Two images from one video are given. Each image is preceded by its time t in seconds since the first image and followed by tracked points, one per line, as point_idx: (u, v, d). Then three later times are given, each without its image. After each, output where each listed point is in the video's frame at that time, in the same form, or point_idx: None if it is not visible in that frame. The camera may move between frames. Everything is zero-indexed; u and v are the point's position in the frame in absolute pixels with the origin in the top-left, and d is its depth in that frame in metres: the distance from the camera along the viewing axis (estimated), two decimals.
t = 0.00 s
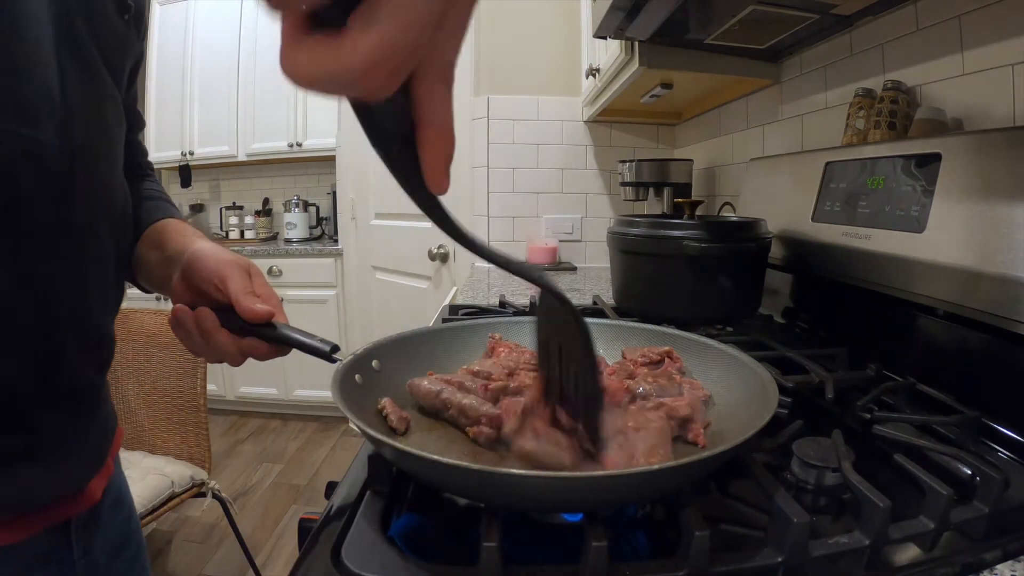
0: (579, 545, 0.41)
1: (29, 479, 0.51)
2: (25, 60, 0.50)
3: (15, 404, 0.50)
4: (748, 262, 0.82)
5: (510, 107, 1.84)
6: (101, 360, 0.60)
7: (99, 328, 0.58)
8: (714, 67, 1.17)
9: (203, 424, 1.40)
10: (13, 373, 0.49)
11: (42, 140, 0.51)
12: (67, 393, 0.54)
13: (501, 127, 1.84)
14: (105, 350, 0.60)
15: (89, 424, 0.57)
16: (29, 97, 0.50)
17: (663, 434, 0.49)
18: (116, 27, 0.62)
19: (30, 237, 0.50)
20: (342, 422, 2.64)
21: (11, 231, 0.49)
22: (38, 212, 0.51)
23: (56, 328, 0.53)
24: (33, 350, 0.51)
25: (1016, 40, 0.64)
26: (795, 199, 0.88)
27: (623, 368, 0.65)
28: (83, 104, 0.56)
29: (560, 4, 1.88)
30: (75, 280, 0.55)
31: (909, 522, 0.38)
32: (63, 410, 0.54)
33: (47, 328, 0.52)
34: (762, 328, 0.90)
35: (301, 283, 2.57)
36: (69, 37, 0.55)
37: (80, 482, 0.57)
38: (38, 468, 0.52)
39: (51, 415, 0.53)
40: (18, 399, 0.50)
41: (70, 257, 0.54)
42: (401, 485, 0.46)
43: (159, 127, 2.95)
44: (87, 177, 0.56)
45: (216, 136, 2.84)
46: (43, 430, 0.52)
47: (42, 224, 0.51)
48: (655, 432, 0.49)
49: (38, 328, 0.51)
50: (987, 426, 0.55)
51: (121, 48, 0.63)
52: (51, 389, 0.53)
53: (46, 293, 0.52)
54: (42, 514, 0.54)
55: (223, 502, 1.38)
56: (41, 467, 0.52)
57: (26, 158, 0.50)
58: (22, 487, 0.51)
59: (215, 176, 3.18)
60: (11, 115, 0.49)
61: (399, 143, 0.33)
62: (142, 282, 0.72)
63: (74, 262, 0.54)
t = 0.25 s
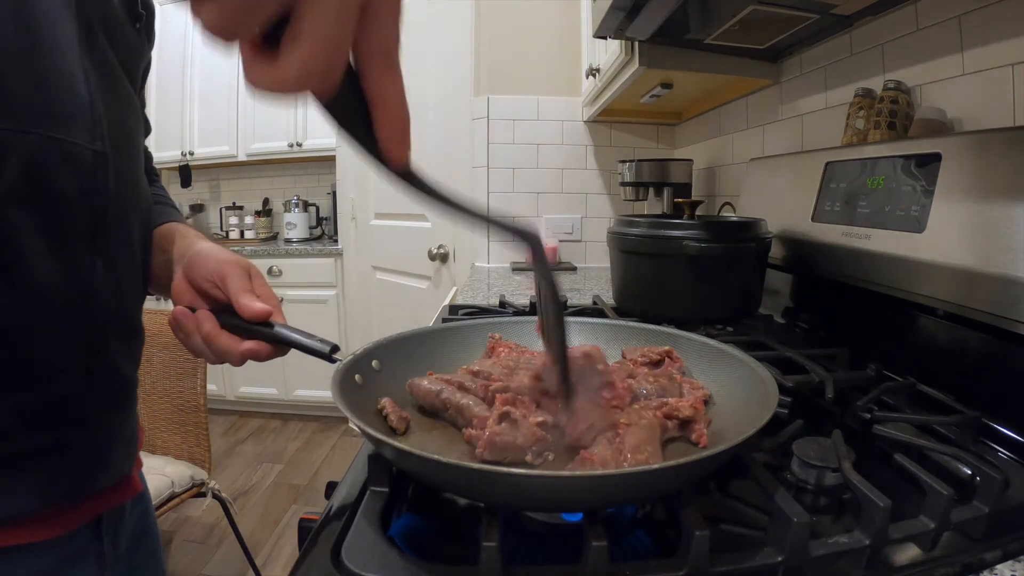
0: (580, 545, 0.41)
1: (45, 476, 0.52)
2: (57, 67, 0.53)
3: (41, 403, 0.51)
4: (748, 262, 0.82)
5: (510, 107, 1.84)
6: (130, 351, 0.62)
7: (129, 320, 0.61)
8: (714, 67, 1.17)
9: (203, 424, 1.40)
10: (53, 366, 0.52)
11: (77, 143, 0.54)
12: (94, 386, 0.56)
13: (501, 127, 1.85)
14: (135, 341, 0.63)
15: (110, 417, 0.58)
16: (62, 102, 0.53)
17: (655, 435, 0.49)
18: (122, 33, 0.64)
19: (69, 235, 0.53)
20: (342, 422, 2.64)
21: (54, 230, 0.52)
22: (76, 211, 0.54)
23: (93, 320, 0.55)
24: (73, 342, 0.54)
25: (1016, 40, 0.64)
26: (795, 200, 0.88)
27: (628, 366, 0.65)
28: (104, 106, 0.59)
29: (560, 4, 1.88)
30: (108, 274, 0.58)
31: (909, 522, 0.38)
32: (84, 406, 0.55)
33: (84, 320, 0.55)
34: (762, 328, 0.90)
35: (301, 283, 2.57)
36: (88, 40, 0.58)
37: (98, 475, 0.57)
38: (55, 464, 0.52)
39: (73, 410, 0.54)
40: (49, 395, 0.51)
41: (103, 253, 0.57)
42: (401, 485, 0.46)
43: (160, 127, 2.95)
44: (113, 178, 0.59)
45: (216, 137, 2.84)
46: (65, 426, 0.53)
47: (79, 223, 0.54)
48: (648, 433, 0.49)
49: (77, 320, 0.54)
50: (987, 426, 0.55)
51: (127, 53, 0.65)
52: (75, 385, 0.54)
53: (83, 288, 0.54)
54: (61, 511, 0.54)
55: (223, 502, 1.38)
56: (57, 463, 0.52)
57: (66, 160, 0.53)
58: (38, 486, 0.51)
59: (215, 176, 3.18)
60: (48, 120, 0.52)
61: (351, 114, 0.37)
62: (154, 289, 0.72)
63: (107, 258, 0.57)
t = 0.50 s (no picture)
0: (579, 546, 0.41)
1: (40, 482, 0.51)
2: (67, 64, 0.53)
3: (46, 402, 0.51)
4: (748, 262, 0.82)
5: (510, 107, 1.84)
6: (137, 349, 0.62)
7: (136, 316, 0.61)
8: (714, 66, 1.17)
9: (203, 424, 1.40)
10: (60, 361, 0.52)
11: (86, 139, 0.54)
12: (100, 389, 0.56)
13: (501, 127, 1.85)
14: (142, 337, 0.63)
15: (112, 430, 0.57)
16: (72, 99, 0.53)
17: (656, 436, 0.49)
18: (130, 35, 0.64)
19: (79, 230, 0.53)
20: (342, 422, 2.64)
21: (64, 225, 0.52)
22: (86, 206, 0.54)
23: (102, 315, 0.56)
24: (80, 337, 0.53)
25: (1016, 40, 0.64)
26: (795, 200, 0.88)
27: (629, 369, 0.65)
28: (111, 105, 0.59)
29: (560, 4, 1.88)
30: (117, 270, 0.58)
31: (909, 522, 0.38)
32: (89, 414, 0.55)
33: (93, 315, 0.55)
34: (762, 328, 0.90)
35: (302, 283, 2.57)
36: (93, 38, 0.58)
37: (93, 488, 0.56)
38: (50, 471, 0.52)
39: (77, 416, 0.53)
40: (53, 394, 0.51)
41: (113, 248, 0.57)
42: (400, 485, 0.46)
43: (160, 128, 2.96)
44: (122, 175, 0.59)
45: (216, 136, 2.84)
46: (70, 430, 0.53)
47: (89, 219, 0.54)
48: (649, 432, 0.49)
49: (85, 315, 0.54)
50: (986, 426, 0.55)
51: (134, 54, 0.66)
52: (81, 389, 0.54)
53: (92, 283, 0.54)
54: (50, 517, 0.53)
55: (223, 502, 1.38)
56: (54, 471, 0.52)
57: (76, 154, 0.53)
58: (30, 491, 0.50)
59: (215, 176, 3.18)
60: (58, 117, 0.52)
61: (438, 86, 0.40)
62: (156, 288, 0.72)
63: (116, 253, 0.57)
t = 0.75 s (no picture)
0: (579, 546, 0.41)
1: (30, 477, 0.51)
2: (81, 65, 0.53)
3: (43, 399, 0.51)
4: (748, 262, 0.82)
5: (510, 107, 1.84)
6: (134, 350, 0.62)
7: (133, 316, 0.61)
8: (715, 66, 1.16)
9: (203, 424, 1.40)
10: (58, 358, 0.52)
11: (95, 138, 0.55)
12: (94, 386, 0.56)
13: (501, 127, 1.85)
14: (137, 338, 0.63)
15: (104, 430, 0.57)
16: (86, 99, 0.54)
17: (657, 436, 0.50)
18: (135, 42, 0.65)
19: (83, 228, 0.54)
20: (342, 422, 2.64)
21: (68, 223, 0.52)
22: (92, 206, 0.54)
23: (101, 312, 0.56)
24: (79, 333, 0.54)
25: (1017, 39, 0.64)
26: (795, 200, 0.88)
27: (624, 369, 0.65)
28: (116, 108, 0.60)
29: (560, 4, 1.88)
30: (118, 269, 0.58)
31: (909, 522, 0.38)
32: (83, 412, 0.55)
33: (94, 313, 0.55)
34: (762, 328, 0.90)
35: (302, 283, 2.58)
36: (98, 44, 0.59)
37: (81, 486, 0.55)
38: (40, 467, 0.51)
39: (69, 413, 0.53)
40: (48, 388, 0.51)
41: (117, 248, 0.57)
42: (400, 485, 0.46)
43: (160, 128, 2.96)
44: (127, 175, 0.59)
45: (217, 137, 2.84)
46: (65, 426, 0.53)
47: (92, 220, 0.54)
48: (650, 433, 0.49)
49: (86, 312, 0.54)
50: (987, 426, 0.55)
51: (137, 60, 0.66)
52: (76, 385, 0.54)
53: (94, 281, 0.55)
54: (55, 505, 0.54)
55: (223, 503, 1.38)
56: (44, 467, 0.52)
57: (83, 156, 0.53)
58: (20, 485, 0.50)
59: (215, 176, 3.18)
60: (71, 116, 0.52)
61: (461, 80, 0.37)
62: (154, 291, 0.72)
63: (118, 252, 0.57)
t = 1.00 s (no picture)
0: (579, 546, 0.41)
1: (29, 477, 0.51)
2: (83, 66, 0.54)
3: (43, 397, 0.51)
4: (748, 262, 0.82)
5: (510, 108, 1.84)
6: (132, 351, 0.62)
7: (131, 318, 0.61)
8: (715, 65, 1.16)
9: (203, 424, 1.40)
10: (58, 357, 0.52)
11: (95, 138, 0.55)
12: (90, 386, 0.56)
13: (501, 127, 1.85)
14: (134, 341, 0.63)
15: (101, 430, 0.57)
16: (87, 100, 0.54)
17: (658, 435, 0.50)
18: (132, 47, 0.65)
19: (83, 228, 0.54)
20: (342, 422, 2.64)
21: (68, 222, 0.52)
22: (92, 206, 0.54)
23: (100, 312, 0.56)
24: (78, 332, 0.54)
25: (1017, 39, 0.64)
26: (795, 200, 0.88)
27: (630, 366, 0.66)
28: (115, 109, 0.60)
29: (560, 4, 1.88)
30: (117, 270, 0.58)
31: (909, 522, 0.38)
32: (82, 410, 0.55)
33: (92, 312, 0.55)
34: (762, 328, 0.90)
35: (302, 283, 2.58)
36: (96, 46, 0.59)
37: (80, 485, 0.55)
38: (40, 467, 0.51)
39: (68, 413, 0.53)
40: (48, 387, 0.51)
41: (116, 248, 0.57)
42: (400, 485, 0.46)
43: (160, 128, 2.96)
44: (126, 176, 0.59)
45: (217, 137, 2.84)
46: (64, 425, 0.53)
47: (91, 219, 0.54)
48: (651, 433, 0.49)
49: (85, 311, 0.54)
50: (987, 426, 0.55)
51: (134, 64, 0.66)
52: (74, 384, 0.54)
53: (93, 280, 0.55)
54: (58, 505, 0.54)
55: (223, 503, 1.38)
56: (44, 467, 0.52)
57: (84, 155, 0.53)
58: (22, 485, 0.50)
59: (215, 176, 3.18)
60: (71, 116, 0.53)
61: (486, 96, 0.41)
62: (154, 295, 0.72)
63: (117, 253, 0.57)
